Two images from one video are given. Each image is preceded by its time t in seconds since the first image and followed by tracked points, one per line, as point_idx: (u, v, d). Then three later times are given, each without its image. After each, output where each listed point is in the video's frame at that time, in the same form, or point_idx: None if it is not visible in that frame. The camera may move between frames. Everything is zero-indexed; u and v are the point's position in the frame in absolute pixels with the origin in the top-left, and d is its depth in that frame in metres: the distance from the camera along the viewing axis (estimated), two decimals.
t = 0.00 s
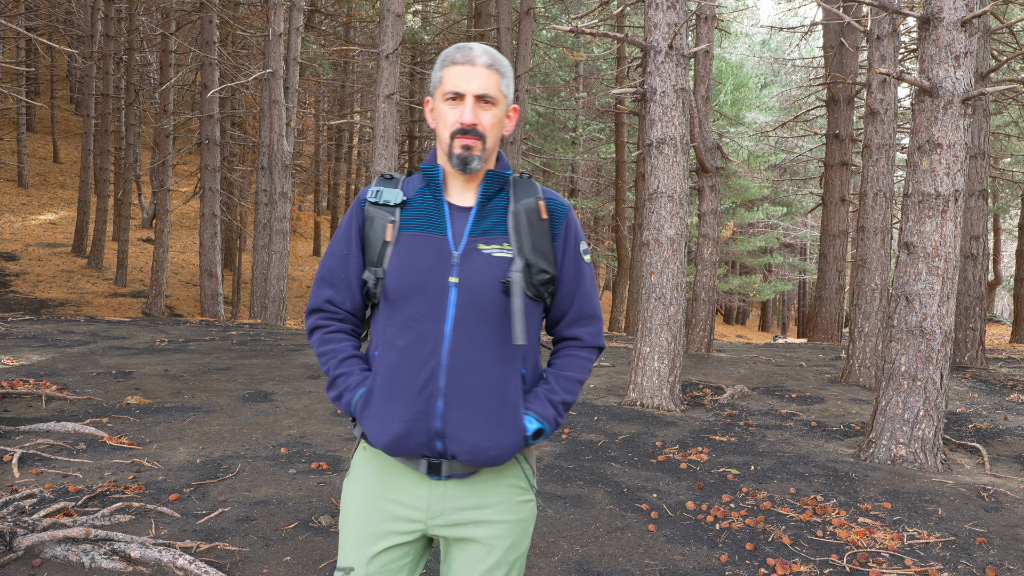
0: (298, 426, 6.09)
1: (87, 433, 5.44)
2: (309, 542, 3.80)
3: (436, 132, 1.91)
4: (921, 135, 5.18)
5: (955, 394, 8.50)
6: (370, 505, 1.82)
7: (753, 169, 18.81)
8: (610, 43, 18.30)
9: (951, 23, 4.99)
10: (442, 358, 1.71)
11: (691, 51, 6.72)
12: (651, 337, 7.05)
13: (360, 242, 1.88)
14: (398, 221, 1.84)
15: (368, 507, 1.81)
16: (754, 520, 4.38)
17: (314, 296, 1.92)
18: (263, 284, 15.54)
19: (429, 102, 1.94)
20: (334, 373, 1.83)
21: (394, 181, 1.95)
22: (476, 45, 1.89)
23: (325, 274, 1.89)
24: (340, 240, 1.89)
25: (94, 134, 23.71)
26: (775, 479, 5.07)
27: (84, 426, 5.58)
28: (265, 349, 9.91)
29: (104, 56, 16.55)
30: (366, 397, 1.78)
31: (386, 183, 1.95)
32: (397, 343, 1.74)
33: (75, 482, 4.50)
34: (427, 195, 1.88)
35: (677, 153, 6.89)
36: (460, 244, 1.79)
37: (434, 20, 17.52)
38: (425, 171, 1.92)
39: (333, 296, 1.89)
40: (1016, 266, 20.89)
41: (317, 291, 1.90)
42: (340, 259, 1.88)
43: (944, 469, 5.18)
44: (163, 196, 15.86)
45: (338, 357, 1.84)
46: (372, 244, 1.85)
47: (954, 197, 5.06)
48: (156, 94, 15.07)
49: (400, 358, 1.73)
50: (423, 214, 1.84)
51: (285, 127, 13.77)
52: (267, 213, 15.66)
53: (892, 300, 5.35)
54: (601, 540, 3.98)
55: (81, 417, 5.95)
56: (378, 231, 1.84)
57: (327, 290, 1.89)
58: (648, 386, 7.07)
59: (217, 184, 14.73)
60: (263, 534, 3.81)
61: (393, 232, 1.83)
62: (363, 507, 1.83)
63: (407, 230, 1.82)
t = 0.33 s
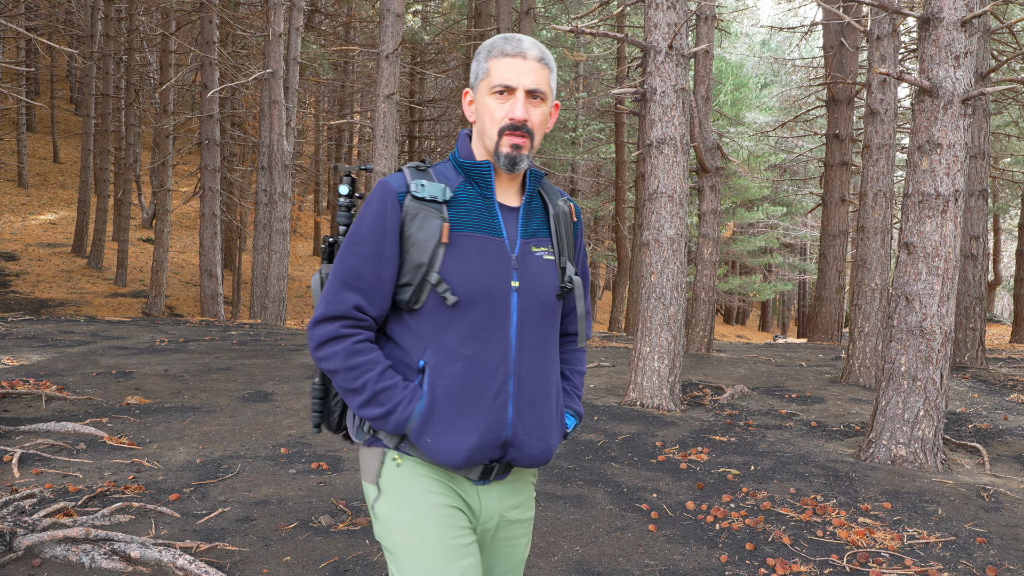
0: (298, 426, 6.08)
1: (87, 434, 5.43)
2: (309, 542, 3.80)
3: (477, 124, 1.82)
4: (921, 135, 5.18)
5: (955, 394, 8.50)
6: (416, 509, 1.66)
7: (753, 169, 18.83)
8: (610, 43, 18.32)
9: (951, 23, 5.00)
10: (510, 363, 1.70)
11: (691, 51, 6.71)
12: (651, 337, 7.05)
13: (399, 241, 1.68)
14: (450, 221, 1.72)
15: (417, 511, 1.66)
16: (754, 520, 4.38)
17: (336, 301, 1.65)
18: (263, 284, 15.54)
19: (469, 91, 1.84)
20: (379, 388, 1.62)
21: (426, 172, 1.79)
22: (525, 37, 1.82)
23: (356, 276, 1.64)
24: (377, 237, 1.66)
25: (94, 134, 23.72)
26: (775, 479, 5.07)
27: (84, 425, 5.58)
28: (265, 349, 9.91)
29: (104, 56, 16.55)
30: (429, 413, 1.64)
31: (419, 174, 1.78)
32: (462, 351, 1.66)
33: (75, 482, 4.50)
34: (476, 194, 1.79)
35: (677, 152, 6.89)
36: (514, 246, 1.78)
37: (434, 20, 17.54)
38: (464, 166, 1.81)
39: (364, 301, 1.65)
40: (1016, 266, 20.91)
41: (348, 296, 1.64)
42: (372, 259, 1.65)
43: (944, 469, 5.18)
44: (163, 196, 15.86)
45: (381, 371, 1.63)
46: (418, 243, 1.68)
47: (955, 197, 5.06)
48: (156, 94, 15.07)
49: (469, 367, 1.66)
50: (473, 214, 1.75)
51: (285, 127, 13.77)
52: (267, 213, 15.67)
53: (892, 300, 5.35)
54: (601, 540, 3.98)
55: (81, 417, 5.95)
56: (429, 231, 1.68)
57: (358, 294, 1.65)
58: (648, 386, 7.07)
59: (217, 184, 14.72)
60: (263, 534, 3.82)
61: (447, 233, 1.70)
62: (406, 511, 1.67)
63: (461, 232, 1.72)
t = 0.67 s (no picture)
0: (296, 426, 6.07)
1: (87, 434, 5.44)
2: (309, 542, 3.80)
3: (508, 115, 1.62)
4: (921, 135, 5.18)
5: (955, 394, 8.50)
6: (478, 550, 1.55)
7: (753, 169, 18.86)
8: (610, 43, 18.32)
9: (951, 23, 4.99)
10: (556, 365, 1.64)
11: (691, 51, 6.71)
12: (651, 337, 7.04)
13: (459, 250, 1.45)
14: (502, 224, 1.58)
15: (480, 547, 1.55)
16: (754, 520, 4.38)
17: (410, 331, 1.38)
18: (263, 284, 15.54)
19: (498, 76, 1.61)
20: (467, 422, 1.44)
21: (464, 172, 1.58)
22: (562, 29, 1.67)
23: (425, 297, 1.39)
24: (438, 249, 1.41)
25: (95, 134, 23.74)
26: (775, 479, 5.07)
27: (84, 426, 5.58)
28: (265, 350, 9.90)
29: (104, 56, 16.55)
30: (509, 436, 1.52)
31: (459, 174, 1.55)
32: (530, 364, 1.55)
33: (75, 482, 4.50)
34: (506, 196, 1.65)
35: (677, 153, 6.89)
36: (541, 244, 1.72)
37: (434, 20, 17.55)
38: (491, 164, 1.63)
39: (436, 325, 1.42)
40: (1016, 266, 20.93)
41: (425, 326, 1.39)
42: (443, 275, 1.41)
43: (944, 469, 5.18)
44: (163, 196, 15.87)
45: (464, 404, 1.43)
46: (480, 251, 1.47)
47: (955, 198, 5.06)
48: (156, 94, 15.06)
49: (538, 379, 1.57)
50: (513, 215, 1.63)
51: (286, 127, 13.77)
52: (266, 213, 15.66)
53: (892, 300, 5.35)
54: (600, 540, 3.97)
55: (81, 417, 5.95)
56: (491, 237, 1.48)
57: (432, 319, 1.40)
58: (648, 386, 7.07)
59: (217, 184, 14.72)
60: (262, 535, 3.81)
61: (503, 236, 1.54)
62: (468, 552, 1.54)
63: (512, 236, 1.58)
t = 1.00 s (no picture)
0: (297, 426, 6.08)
1: (87, 434, 5.43)
2: (309, 542, 3.80)
3: (568, 124, 1.60)
4: (921, 135, 5.18)
5: (955, 394, 8.51)
6: (513, 566, 1.58)
7: (753, 169, 18.88)
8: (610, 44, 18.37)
9: (951, 23, 4.99)
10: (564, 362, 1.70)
11: (691, 51, 6.70)
12: (651, 337, 7.04)
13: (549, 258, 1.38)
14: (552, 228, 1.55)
15: (515, 562, 1.58)
16: (754, 520, 4.38)
17: (532, 349, 1.31)
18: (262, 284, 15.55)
19: (571, 81, 1.57)
20: (558, 433, 1.44)
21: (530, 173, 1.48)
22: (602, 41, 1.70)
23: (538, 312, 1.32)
24: (542, 261, 1.34)
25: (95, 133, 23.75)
26: (775, 478, 5.07)
27: (84, 425, 5.58)
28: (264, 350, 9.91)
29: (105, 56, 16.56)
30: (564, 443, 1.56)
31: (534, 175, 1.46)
32: (570, 366, 1.59)
33: (75, 482, 4.50)
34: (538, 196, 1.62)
35: (677, 152, 6.89)
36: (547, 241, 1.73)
37: (434, 20, 17.56)
38: (541, 163, 1.59)
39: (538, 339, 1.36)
40: (1016, 266, 20.94)
41: (543, 345, 1.32)
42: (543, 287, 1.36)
43: (944, 469, 5.18)
44: (163, 196, 15.87)
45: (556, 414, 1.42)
46: (558, 258, 1.42)
47: (955, 197, 5.06)
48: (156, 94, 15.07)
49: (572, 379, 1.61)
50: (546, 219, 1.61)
51: (286, 127, 13.77)
52: (266, 213, 15.66)
53: (892, 300, 5.35)
54: (600, 540, 3.97)
55: (81, 417, 5.95)
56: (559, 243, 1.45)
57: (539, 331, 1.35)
58: (648, 386, 7.06)
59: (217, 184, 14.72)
60: (262, 535, 3.80)
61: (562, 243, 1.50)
62: (509, 567, 1.56)
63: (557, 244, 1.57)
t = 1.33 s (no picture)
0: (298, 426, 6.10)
1: (87, 435, 5.44)
2: (309, 542, 3.80)
3: (582, 135, 1.75)
4: (921, 135, 5.18)
5: (955, 394, 8.50)
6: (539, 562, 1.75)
7: (753, 169, 18.89)
8: (611, 43, 18.37)
9: (951, 23, 4.99)
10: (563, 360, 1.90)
11: (691, 51, 6.70)
12: (651, 337, 7.05)
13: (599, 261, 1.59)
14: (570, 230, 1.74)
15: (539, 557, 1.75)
16: (754, 520, 4.37)
17: (606, 338, 1.52)
18: (263, 284, 15.57)
19: (593, 98, 1.73)
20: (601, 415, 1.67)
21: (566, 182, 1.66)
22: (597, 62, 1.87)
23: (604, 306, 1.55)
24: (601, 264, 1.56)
25: (95, 133, 23.76)
26: (775, 479, 5.07)
27: (84, 426, 5.58)
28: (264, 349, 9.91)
29: (105, 56, 16.56)
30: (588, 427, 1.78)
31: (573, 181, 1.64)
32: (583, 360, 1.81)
33: (74, 482, 4.50)
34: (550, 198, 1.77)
35: (677, 152, 6.89)
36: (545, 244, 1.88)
37: (434, 20, 17.55)
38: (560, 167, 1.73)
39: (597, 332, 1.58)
40: (1016, 266, 20.94)
41: (616, 335, 1.53)
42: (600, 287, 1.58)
43: (944, 469, 5.18)
44: (163, 196, 15.86)
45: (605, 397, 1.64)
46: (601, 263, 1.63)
47: (955, 198, 5.05)
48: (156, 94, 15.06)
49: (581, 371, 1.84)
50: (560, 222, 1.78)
51: (286, 127, 13.77)
52: (266, 213, 15.67)
53: (892, 300, 5.35)
54: (601, 540, 3.97)
55: (81, 417, 5.95)
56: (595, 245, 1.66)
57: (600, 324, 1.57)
58: (648, 386, 7.06)
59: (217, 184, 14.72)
60: (262, 535, 3.80)
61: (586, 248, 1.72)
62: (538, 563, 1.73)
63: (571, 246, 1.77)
